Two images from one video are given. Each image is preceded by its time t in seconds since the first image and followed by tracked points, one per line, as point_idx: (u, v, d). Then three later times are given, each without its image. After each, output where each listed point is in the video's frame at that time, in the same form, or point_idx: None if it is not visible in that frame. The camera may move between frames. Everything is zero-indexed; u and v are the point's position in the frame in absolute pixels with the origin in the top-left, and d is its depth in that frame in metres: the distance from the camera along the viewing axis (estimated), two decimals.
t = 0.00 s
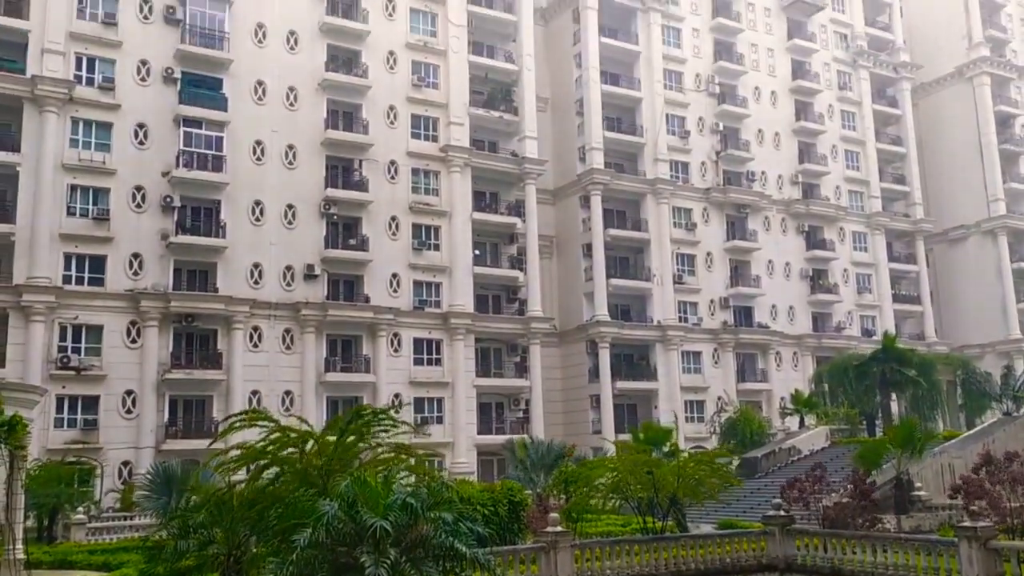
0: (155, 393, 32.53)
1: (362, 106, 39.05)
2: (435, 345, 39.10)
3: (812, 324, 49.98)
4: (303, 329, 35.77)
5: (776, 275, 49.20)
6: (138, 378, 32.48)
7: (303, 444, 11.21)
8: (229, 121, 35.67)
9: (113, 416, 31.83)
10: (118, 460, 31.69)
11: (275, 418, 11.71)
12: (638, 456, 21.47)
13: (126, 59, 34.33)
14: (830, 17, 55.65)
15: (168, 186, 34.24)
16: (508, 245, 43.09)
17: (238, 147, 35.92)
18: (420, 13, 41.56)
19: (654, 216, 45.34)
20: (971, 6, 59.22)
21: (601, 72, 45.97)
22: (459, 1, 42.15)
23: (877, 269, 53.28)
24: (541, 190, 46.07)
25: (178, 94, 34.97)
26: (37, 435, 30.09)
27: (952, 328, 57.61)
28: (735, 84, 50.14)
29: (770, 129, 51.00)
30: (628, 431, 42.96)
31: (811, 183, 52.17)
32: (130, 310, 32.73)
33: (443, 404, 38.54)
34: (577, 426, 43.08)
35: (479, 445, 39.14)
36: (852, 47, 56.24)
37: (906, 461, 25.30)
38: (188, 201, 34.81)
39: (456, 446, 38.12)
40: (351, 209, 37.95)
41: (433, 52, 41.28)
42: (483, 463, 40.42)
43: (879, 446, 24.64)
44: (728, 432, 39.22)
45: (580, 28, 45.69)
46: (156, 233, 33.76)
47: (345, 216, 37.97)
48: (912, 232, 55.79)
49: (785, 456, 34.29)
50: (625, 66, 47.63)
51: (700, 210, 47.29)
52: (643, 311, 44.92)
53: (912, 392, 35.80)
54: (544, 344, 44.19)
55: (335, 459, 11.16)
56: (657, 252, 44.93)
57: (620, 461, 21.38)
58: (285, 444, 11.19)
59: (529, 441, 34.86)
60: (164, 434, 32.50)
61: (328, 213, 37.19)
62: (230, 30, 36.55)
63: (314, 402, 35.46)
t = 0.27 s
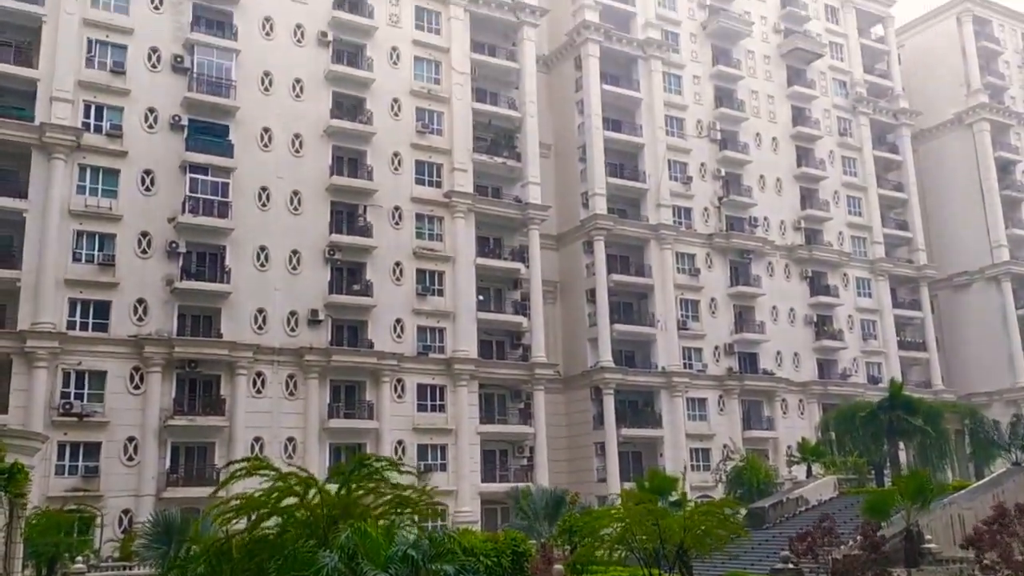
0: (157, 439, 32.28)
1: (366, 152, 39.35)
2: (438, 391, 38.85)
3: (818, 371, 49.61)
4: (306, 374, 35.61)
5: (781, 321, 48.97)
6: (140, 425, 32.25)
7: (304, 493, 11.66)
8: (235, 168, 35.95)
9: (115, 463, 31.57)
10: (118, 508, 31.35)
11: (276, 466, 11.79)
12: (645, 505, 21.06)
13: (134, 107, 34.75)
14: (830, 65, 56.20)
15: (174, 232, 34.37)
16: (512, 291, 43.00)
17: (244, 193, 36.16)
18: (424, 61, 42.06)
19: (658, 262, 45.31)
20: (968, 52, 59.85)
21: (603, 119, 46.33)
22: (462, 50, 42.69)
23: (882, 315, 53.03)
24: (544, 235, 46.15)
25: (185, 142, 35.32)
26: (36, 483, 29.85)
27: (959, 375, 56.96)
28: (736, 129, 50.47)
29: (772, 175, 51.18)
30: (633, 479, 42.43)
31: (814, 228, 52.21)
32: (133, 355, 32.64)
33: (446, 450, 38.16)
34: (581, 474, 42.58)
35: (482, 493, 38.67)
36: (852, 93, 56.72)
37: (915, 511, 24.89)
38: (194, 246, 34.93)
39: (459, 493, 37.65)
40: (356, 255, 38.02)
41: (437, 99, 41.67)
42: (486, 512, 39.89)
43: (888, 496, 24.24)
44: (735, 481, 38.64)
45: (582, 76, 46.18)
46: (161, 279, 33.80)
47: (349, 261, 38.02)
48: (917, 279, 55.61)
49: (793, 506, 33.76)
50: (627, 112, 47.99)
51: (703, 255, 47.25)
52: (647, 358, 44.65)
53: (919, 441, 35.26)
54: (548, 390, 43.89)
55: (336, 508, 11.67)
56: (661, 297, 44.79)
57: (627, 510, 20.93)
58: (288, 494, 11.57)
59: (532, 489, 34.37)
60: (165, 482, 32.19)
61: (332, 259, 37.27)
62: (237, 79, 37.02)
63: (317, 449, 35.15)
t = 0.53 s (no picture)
0: (155, 498, 31.96)
1: (370, 210, 39.71)
2: (439, 448, 38.57)
3: (822, 426, 49.34)
4: (307, 431, 35.39)
5: (783, 377, 48.87)
6: (138, 483, 31.96)
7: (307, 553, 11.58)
8: (238, 225, 36.24)
9: (112, 522, 31.23)
10: (114, 568, 30.93)
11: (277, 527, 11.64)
12: (651, 565, 20.73)
13: (140, 165, 35.21)
14: (828, 124, 57.15)
15: (177, 288, 34.49)
16: (514, 346, 42.97)
17: (247, 250, 36.39)
18: (428, 120, 42.71)
19: (659, 317, 45.38)
20: (965, 110, 60.96)
21: (604, 177, 46.89)
22: (465, 110, 43.41)
23: (885, 370, 52.96)
24: (546, 291, 46.29)
25: (190, 200, 35.68)
26: (32, 543, 29.52)
27: (965, 430, 56.48)
28: (736, 187, 51.07)
29: (773, 231, 51.62)
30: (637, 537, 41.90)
31: (815, 283, 52.43)
32: (133, 412, 32.50)
33: (448, 508, 37.74)
34: (584, 531, 42.07)
35: (484, 552, 38.14)
36: (850, 151, 57.53)
37: (925, 571, 24.54)
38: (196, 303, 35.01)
39: (461, 552, 37.12)
40: (358, 310, 38.08)
41: (440, 157, 42.21)
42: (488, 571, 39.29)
43: (897, 555, 23.93)
44: (740, 539, 38.16)
45: (583, 134, 46.87)
46: (163, 335, 33.81)
47: (351, 317, 38.06)
48: (919, 333, 55.64)
49: (800, 565, 33.26)
50: (628, 170, 48.58)
51: (705, 310, 47.37)
52: (650, 413, 44.43)
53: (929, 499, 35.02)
54: (550, 446, 43.60)
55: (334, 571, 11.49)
56: (663, 352, 44.76)
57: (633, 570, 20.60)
58: (286, 556, 11.53)
59: (536, 548, 33.87)
60: (162, 541, 31.79)
61: (334, 314, 37.30)
62: (243, 138, 37.56)
63: (316, 507, 34.76)
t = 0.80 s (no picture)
0: (158, 560, 31.50)
1: (374, 264, 39.81)
2: (446, 504, 38.05)
3: (833, 476, 48.67)
4: (312, 489, 34.98)
5: (792, 426, 48.37)
6: (141, 545, 31.55)
7: None
8: (243, 282, 36.33)
9: None
10: None
11: None
12: None
13: (146, 225, 35.49)
14: (827, 172, 57.54)
15: (181, 346, 34.44)
16: (520, 398, 42.66)
17: (252, 306, 36.42)
18: (430, 175, 43.08)
19: (665, 367, 45.12)
20: (965, 156, 61.48)
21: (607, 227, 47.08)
22: (467, 164, 43.82)
23: (895, 417, 52.40)
24: (551, 342, 46.12)
25: (194, 257, 35.85)
26: None
27: (978, 477, 55.48)
28: (738, 235, 51.21)
29: (776, 280, 51.60)
30: None
31: (821, 330, 52.18)
32: (136, 473, 32.23)
33: (455, 566, 37.09)
34: None
35: None
36: (851, 198, 57.79)
37: None
38: (200, 360, 34.92)
39: None
40: (363, 366, 37.91)
41: (443, 211, 42.47)
42: None
43: None
44: None
45: (584, 186, 47.20)
46: (167, 394, 33.67)
47: (356, 372, 37.88)
48: (928, 380, 55.18)
49: None
50: (630, 221, 48.79)
51: (711, 359, 47.09)
52: (658, 466, 43.89)
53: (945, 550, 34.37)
54: (558, 500, 43.00)
55: None
56: (670, 403, 44.38)
57: None
58: None
59: None
60: None
61: (339, 369, 37.12)
62: (247, 196, 37.89)
63: (322, 567, 34.18)
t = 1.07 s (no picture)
0: None
1: (378, 299, 39.90)
2: (455, 538, 37.79)
3: (845, 501, 48.33)
4: (320, 526, 34.77)
5: (802, 451, 48.13)
6: None
7: None
8: (248, 320, 36.42)
9: None
10: None
11: None
12: None
13: (151, 265, 35.67)
14: (828, 196, 57.81)
15: (187, 385, 34.46)
16: (527, 429, 42.51)
17: (257, 344, 36.48)
18: (433, 209, 43.33)
19: (672, 395, 45.02)
20: (965, 178, 61.85)
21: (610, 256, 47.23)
22: (469, 198, 44.11)
23: (905, 440, 52.11)
24: (557, 372, 46.07)
25: (199, 296, 35.95)
26: None
27: (992, 499, 54.83)
28: (741, 262, 51.33)
29: (781, 305, 51.65)
30: None
31: (827, 354, 52.10)
32: (144, 514, 32.10)
33: None
34: None
35: None
36: (852, 222, 58.00)
37: None
38: (206, 399, 34.90)
39: None
40: (368, 400, 37.87)
41: (446, 245, 42.66)
42: None
43: None
44: None
45: (586, 216, 47.44)
46: (174, 434, 33.63)
47: (362, 407, 37.82)
48: (936, 402, 54.95)
49: None
50: (633, 250, 48.95)
51: (718, 386, 46.98)
52: (668, 494, 43.62)
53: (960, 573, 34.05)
54: (568, 532, 42.70)
55: None
56: (678, 431, 44.20)
57: None
58: None
59: None
60: None
61: (345, 405, 37.08)
62: (251, 234, 38.11)
63: None
